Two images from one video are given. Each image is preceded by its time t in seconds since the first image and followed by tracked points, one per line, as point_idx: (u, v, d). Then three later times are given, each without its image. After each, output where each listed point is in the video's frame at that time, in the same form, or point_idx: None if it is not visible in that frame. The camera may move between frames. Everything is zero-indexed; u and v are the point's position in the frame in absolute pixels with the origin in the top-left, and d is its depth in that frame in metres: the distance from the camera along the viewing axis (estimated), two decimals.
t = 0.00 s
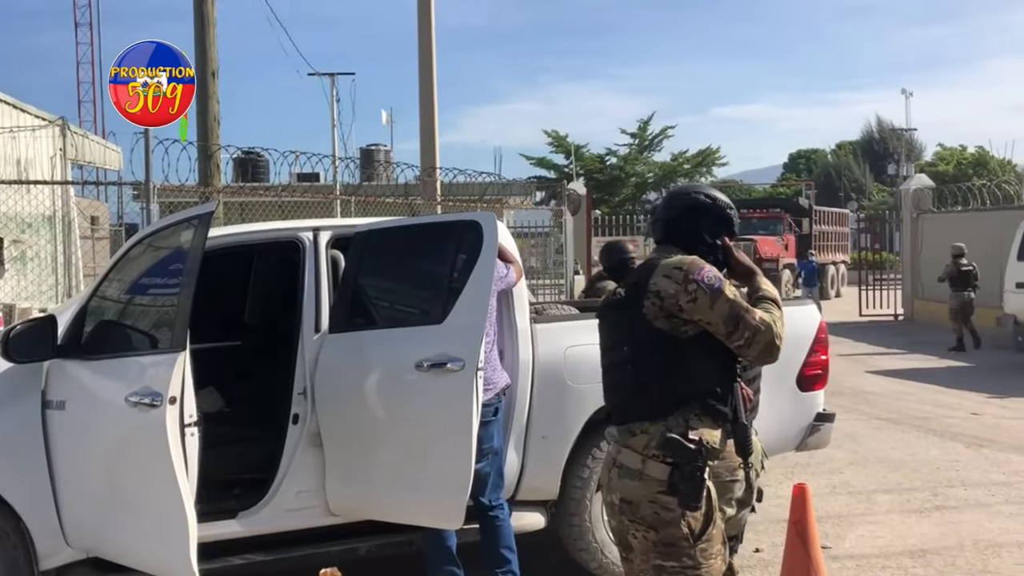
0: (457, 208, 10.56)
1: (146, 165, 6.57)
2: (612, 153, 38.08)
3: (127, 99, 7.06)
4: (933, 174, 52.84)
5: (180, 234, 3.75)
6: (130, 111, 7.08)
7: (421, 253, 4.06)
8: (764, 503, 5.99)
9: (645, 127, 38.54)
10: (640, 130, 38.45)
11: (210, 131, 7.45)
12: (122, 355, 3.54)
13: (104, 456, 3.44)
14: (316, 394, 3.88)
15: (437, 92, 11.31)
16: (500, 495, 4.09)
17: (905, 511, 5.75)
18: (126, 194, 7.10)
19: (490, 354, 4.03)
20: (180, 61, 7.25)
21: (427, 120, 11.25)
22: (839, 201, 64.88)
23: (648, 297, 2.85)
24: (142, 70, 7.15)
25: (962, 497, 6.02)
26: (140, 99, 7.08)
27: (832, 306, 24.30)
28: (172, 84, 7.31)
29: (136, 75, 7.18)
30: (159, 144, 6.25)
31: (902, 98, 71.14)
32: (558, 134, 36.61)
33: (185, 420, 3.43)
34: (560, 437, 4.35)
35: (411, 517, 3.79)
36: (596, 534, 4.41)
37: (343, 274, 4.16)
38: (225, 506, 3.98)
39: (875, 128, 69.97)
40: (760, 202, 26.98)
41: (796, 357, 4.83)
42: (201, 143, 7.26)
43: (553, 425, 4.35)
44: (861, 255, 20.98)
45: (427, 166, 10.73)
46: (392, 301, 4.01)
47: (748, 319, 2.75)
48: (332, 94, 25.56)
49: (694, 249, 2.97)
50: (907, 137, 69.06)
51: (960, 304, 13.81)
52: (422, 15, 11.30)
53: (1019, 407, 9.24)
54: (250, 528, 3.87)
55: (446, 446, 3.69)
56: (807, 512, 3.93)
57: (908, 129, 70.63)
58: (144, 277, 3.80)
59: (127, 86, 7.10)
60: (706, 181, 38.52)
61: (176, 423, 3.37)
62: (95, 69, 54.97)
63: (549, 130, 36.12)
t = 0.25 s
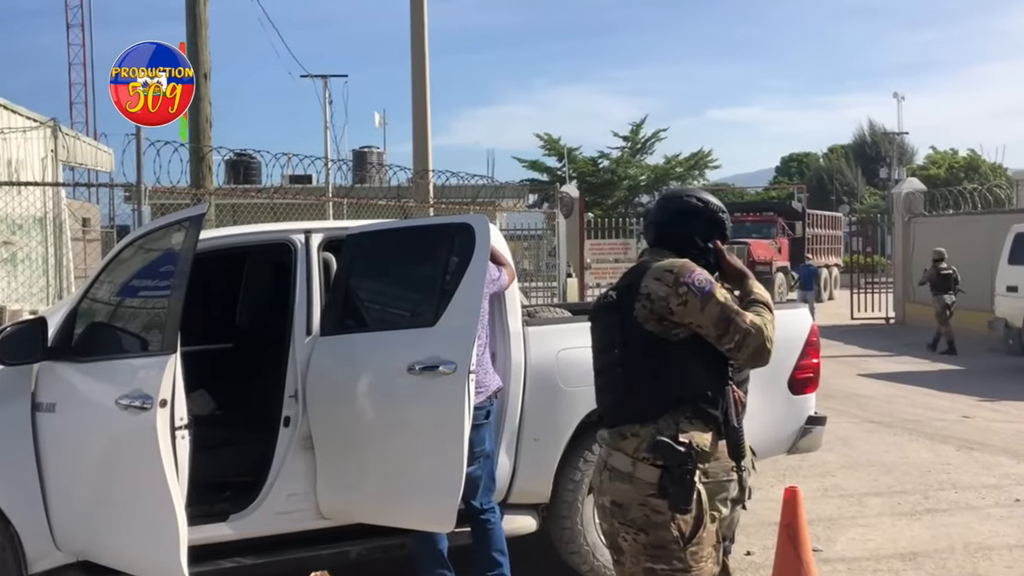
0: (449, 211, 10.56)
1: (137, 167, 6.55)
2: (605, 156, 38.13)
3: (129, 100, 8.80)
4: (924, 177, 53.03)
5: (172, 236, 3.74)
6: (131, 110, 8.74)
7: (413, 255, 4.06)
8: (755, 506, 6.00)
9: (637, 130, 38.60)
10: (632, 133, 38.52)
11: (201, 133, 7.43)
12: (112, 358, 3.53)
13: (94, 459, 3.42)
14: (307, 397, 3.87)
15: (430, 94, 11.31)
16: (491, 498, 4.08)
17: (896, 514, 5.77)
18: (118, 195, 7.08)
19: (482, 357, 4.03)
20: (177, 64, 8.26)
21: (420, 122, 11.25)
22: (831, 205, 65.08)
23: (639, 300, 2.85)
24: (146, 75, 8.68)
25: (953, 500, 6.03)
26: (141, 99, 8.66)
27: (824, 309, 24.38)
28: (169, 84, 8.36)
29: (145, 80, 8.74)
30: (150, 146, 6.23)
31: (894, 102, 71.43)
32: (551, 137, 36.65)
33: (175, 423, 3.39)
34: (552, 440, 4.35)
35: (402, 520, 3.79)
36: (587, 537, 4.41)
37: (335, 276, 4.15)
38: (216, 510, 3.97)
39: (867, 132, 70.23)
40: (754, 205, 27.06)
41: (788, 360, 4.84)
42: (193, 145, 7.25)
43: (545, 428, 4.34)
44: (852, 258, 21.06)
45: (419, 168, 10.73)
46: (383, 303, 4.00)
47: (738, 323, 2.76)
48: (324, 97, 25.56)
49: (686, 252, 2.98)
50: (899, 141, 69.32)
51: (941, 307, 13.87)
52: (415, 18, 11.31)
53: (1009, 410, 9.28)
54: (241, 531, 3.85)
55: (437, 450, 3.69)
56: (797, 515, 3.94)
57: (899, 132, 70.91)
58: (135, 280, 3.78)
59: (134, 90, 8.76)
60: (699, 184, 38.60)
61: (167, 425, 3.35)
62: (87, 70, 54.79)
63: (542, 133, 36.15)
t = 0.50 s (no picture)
0: (442, 216, 10.56)
1: (129, 172, 6.54)
2: (597, 162, 38.18)
3: (131, 101, 8.97)
4: (915, 184, 53.23)
5: (164, 241, 3.74)
6: (133, 110, 8.89)
7: (405, 261, 4.06)
8: (747, 512, 6.01)
9: (630, 136, 38.67)
10: (625, 139, 38.58)
11: (194, 138, 7.42)
12: (104, 363, 3.52)
13: (84, 465, 3.42)
14: (299, 402, 3.87)
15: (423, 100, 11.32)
16: (484, 504, 4.09)
17: (887, 520, 5.79)
18: (110, 201, 7.07)
19: (475, 363, 4.03)
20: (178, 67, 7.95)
21: (413, 128, 11.25)
22: (823, 211, 65.27)
23: (628, 305, 2.87)
24: (146, 75, 8.67)
25: (943, 506, 6.05)
26: (141, 99, 8.76)
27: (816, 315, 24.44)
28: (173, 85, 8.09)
29: (144, 80, 8.76)
30: (143, 151, 6.23)
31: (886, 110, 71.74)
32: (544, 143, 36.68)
33: (167, 428, 3.42)
34: (544, 446, 4.36)
35: (393, 526, 3.79)
36: (579, 543, 4.42)
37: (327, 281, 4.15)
38: (208, 515, 3.97)
39: (859, 139, 70.52)
40: (747, 211, 27.12)
41: (779, 366, 4.85)
42: (186, 150, 7.24)
43: (538, 434, 4.35)
44: (844, 264, 21.13)
45: (412, 174, 10.72)
46: (376, 309, 4.00)
47: (726, 328, 2.76)
48: (317, 102, 25.54)
49: (678, 259, 2.99)
50: (891, 148, 69.62)
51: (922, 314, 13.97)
52: (409, 24, 11.32)
53: (1000, 416, 9.32)
54: (233, 537, 3.85)
55: (428, 455, 3.70)
56: (789, 522, 3.95)
57: (891, 139, 71.20)
58: (128, 284, 3.78)
59: (135, 90, 8.91)
60: (691, 190, 38.68)
61: (159, 432, 3.37)
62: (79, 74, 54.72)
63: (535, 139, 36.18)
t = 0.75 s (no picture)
0: (434, 225, 10.57)
1: (120, 181, 6.53)
2: (589, 171, 38.26)
3: (130, 100, 8.90)
4: (905, 194, 53.45)
5: (154, 250, 3.73)
6: (131, 110, 8.80)
7: (397, 269, 4.07)
8: (737, 521, 6.02)
9: (621, 145, 38.77)
10: (616, 148, 38.68)
11: (186, 147, 7.41)
12: (94, 371, 3.51)
13: (73, 474, 3.40)
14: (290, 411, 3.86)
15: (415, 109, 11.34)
16: (475, 513, 4.08)
17: (877, 529, 5.80)
18: (101, 209, 7.06)
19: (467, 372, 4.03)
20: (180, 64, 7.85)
21: (405, 137, 11.26)
22: (814, 220, 65.50)
23: (614, 314, 2.88)
24: (146, 75, 8.64)
25: (933, 515, 6.07)
26: (141, 100, 8.70)
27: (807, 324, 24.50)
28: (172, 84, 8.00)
29: (144, 80, 8.72)
30: (135, 160, 6.23)
31: (876, 120, 72.12)
32: (535, 152, 36.73)
33: (157, 437, 3.44)
34: (536, 455, 4.36)
35: (383, 535, 3.78)
36: (571, 552, 4.41)
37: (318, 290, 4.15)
38: (198, 524, 3.95)
39: (849, 149, 70.85)
40: (738, 220, 27.21)
41: (770, 376, 4.86)
42: (177, 159, 7.24)
43: (529, 443, 4.35)
44: (835, 274, 21.21)
45: (404, 183, 10.73)
46: (367, 317, 4.00)
47: (712, 337, 2.77)
48: (308, 111, 25.52)
49: (668, 268, 3.01)
50: (881, 158, 69.99)
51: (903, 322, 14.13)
52: (401, 33, 11.35)
53: (990, 425, 9.36)
54: (223, 546, 3.83)
55: (417, 464, 3.70)
56: (780, 530, 3.95)
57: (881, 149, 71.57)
58: (118, 293, 3.76)
59: (134, 90, 8.87)
60: (683, 199, 38.79)
61: (149, 441, 3.39)
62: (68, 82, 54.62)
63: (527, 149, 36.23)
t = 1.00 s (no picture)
0: (426, 232, 10.59)
1: (113, 189, 6.53)
2: (582, 178, 38.35)
3: (131, 100, 9.16)
4: (898, 201, 53.62)
5: (145, 258, 3.72)
6: (132, 110, 9.08)
7: (388, 277, 4.06)
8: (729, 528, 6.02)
9: (614, 153, 38.86)
10: (610, 156, 38.76)
11: (178, 154, 7.41)
12: (84, 379, 3.49)
13: (61, 483, 3.38)
14: (281, 419, 3.86)
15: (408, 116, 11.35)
16: (467, 521, 4.07)
17: (869, 536, 5.81)
18: (93, 216, 7.05)
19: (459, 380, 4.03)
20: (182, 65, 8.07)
21: (398, 143, 11.28)
22: (806, 227, 65.68)
23: (603, 321, 2.89)
24: (146, 75, 8.85)
25: (925, 521, 6.08)
26: (142, 100, 8.94)
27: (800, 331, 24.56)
28: (172, 84, 8.20)
29: (144, 81, 8.95)
30: (127, 168, 6.22)
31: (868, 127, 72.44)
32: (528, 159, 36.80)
33: (147, 445, 3.45)
34: (527, 463, 4.35)
35: (375, 544, 3.77)
36: (563, 560, 4.40)
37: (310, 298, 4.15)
38: (188, 533, 3.94)
39: (842, 156, 71.13)
40: (732, 227, 27.29)
41: (761, 383, 4.87)
42: (169, 166, 7.23)
43: (521, 451, 4.35)
44: (827, 280, 21.28)
45: (397, 190, 10.75)
46: (359, 325, 4.00)
47: (699, 345, 2.77)
48: (301, 117, 25.50)
49: (658, 275, 3.01)
50: (873, 165, 70.25)
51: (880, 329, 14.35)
52: (393, 40, 11.37)
53: (983, 432, 9.38)
54: (213, 555, 3.82)
55: (407, 472, 3.69)
56: (771, 537, 3.96)
57: (874, 156, 71.83)
58: (109, 301, 3.75)
59: (135, 91, 9.12)
60: (676, 206, 38.87)
61: (138, 450, 3.40)
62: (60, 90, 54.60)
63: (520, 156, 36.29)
